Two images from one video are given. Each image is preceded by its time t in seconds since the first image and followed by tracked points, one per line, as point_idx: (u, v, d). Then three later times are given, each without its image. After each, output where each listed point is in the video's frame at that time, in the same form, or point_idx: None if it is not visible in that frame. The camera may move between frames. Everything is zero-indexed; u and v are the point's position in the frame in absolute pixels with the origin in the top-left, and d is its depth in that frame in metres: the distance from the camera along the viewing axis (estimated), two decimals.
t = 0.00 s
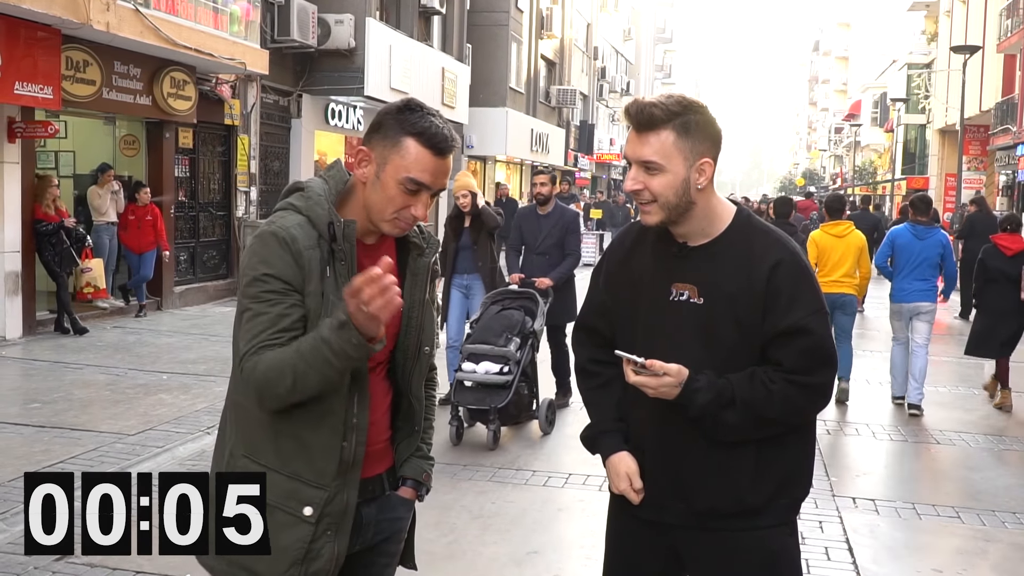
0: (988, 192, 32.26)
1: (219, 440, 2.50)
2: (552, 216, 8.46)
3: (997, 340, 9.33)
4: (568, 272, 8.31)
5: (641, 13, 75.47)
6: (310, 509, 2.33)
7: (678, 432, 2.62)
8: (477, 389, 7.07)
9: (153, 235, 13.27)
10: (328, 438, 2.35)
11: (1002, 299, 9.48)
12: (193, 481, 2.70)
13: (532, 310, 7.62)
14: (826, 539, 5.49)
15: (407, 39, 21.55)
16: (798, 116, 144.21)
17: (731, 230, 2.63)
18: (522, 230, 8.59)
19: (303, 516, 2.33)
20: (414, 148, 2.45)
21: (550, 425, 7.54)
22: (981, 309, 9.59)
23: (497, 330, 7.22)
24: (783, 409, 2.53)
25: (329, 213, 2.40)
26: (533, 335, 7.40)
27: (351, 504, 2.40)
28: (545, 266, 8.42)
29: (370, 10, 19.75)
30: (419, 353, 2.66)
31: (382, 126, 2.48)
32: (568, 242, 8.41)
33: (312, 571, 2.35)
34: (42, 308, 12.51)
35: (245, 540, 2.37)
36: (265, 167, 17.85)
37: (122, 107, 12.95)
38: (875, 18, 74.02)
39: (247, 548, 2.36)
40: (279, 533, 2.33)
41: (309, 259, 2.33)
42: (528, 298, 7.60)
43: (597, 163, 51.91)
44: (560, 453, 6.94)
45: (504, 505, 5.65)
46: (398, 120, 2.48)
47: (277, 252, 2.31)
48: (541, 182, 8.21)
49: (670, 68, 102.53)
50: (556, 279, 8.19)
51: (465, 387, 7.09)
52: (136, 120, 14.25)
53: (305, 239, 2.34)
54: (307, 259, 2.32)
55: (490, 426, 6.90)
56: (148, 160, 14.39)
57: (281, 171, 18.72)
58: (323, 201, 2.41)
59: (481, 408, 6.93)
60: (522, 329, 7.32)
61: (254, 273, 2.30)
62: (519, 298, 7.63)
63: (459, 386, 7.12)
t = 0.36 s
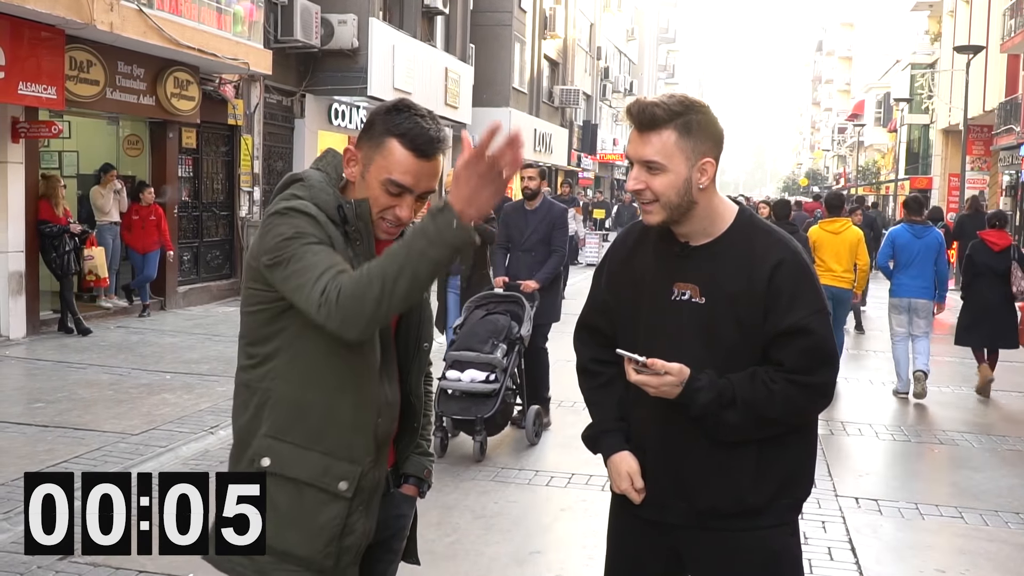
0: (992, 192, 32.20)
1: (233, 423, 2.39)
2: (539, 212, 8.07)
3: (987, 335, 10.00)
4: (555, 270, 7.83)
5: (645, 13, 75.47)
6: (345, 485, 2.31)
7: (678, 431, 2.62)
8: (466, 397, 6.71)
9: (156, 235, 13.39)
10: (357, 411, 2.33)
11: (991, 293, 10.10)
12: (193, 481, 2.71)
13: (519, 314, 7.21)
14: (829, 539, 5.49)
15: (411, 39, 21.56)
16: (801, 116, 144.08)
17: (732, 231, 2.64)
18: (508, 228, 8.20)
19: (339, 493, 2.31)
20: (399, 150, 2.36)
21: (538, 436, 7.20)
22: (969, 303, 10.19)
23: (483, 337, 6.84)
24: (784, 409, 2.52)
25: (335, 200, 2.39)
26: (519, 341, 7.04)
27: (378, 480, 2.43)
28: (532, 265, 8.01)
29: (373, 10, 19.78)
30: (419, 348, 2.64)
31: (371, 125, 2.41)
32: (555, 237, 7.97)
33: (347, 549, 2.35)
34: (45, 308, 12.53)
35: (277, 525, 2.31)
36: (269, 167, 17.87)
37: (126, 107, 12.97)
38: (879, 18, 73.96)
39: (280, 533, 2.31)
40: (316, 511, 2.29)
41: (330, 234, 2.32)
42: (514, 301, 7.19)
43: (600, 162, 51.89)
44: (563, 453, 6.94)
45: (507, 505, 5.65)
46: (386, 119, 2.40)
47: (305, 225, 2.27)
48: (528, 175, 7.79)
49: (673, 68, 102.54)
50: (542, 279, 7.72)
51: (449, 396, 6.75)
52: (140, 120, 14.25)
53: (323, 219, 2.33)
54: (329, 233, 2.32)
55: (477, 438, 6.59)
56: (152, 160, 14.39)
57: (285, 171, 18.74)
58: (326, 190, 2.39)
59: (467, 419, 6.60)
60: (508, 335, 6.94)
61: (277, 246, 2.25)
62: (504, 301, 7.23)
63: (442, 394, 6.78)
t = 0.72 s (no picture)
0: (996, 192, 32.14)
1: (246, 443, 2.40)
2: (535, 215, 7.79)
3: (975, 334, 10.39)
4: (548, 275, 7.48)
5: (648, 12, 75.44)
6: (343, 502, 2.24)
7: (682, 424, 2.62)
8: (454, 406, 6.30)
9: (161, 235, 13.41)
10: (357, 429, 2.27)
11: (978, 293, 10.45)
12: (194, 482, 2.72)
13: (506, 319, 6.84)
14: (833, 540, 5.48)
15: (414, 39, 21.55)
16: (805, 116, 143.94)
17: (741, 227, 2.64)
18: (502, 232, 7.89)
19: (337, 510, 2.24)
20: (398, 152, 2.38)
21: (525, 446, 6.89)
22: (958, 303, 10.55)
23: (470, 343, 6.42)
24: (790, 406, 2.52)
25: (343, 209, 2.34)
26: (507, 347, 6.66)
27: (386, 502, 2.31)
28: (523, 269, 7.66)
29: (377, 10, 19.80)
30: (419, 349, 2.66)
31: (374, 125, 2.42)
32: (550, 242, 7.70)
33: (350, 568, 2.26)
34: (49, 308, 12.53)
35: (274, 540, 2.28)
36: (272, 167, 17.88)
37: (130, 107, 12.97)
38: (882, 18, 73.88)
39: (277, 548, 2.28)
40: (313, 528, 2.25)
41: (332, 250, 2.26)
42: (502, 307, 6.83)
43: (604, 163, 51.87)
44: (566, 453, 6.94)
45: (509, 505, 5.64)
46: (390, 118, 2.40)
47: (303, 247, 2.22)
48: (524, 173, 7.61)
49: (676, 69, 102.50)
50: (533, 284, 7.38)
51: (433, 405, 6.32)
52: (143, 120, 14.23)
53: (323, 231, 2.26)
54: (331, 249, 2.26)
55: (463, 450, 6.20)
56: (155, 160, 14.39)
57: (289, 172, 18.75)
58: (334, 198, 2.34)
59: (453, 429, 6.22)
60: (496, 341, 6.56)
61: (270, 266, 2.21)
62: (491, 307, 6.86)
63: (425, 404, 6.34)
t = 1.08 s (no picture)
0: (999, 192, 32.12)
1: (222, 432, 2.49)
2: (527, 215, 7.35)
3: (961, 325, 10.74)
4: (538, 279, 7.12)
5: (652, 12, 75.49)
6: (298, 508, 2.37)
7: (683, 420, 2.61)
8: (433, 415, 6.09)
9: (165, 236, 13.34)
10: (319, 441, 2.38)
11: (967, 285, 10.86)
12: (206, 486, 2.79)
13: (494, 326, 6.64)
14: (836, 540, 5.48)
15: (417, 39, 21.56)
16: (808, 117, 143.86)
17: (756, 224, 2.63)
18: (493, 228, 7.50)
19: (291, 514, 2.37)
20: (414, 162, 2.48)
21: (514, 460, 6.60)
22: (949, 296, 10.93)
23: (456, 350, 6.28)
24: (790, 392, 2.48)
25: (337, 220, 2.39)
26: (496, 355, 6.47)
27: (343, 509, 2.43)
28: (514, 272, 7.29)
29: (380, 11, 19.83)
30: (418, 357, 2.68)
31: (384, 133, 2.53)
32: (542, 247, 7.27)
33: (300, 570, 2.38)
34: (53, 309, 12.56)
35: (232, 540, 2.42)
36: (275, 168, 17.90)
37: (133, 107, 12.99)
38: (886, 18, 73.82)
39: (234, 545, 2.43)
40: (267, 532, 2.38)
41: (309, 270, 2.33)
42: (490, 312, 6.62)
43: (607, 163, 51.88)
44: (568, 453, 6.94)
45: (513, 505, 5.65)
46: (401, 127, 2.51)
47: (278, 267, 2.31)
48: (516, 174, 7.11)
49: (679, 69, 102.51)
50: (522, 289, 7.06)
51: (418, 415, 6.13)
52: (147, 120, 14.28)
53: (306, 248, 2.34)
54: (308, 271, 2.33)
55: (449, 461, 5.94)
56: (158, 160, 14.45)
57: (292, 172, 18.77)
58: (331, 208, 2.41)
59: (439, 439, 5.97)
60: (483, 348, 6.39)
61: (242, 278, 2.33)
62: (479, 311, 6.64)
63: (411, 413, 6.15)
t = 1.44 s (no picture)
0: (1003, 192, 32.04)
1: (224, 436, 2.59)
2: (505, 218, 7.15)
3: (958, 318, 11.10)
4: (526, 285, 6.97)
5: (655, 11, 75.50)
6: (281, 514, 2.44)
7: (684, 417, 2.61)
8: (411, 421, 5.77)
9: (168, 235, 13.35)
10: (298, 443, 2.43)
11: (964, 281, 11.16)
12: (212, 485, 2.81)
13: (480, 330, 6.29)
14: (839, 541, 5.47)
15: (419, 39, 21.56)
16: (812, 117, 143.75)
17: (765, 223, 2.62)
18: (470, 235, 7.30)
19: (275, 520, 2.44)
20: (396, 134, 2.56)
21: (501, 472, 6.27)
22: (947, 291, 11.24)
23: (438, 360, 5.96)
24: (791, 390, 2.46)
25: (315, 215, 2.48)
26: (482, 362, 6.14)
27: (326, 510, 2.47)
28: (498, 279, 7.13)
29: (383, 11, 19.85)
30: (413, 355, 2.69)
31: (359, 119, 2.59)
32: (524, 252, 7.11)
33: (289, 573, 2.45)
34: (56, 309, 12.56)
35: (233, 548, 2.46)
36: (278, 168, 17.91)
37: (136, 108, 13.00)
38: (889, 18, 73.72)
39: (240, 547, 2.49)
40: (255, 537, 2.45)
41: (285, 265, 2.42)
42: (475, 316, 6.28)
43: (611, 163, 51.87)
44: (570, 454, 6.93)
45: (516, 505, 5.64)
46: (372, 110, 2.58)
47: (256, 262, 2.41)
48: (490, 177, 6.88)
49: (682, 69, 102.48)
50: (510, 295, 6.89)
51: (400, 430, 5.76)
52: (150, 121, 14.26)
53: (282, 246, 2.43)
54: (283, 265, 2.42)
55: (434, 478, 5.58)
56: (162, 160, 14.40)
57: (295, 172, 18.77)
58: (311, 205, 2.50)
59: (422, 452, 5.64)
60: (468, 356, 6.07)
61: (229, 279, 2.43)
62: (464, 316, 6.32)
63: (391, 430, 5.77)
